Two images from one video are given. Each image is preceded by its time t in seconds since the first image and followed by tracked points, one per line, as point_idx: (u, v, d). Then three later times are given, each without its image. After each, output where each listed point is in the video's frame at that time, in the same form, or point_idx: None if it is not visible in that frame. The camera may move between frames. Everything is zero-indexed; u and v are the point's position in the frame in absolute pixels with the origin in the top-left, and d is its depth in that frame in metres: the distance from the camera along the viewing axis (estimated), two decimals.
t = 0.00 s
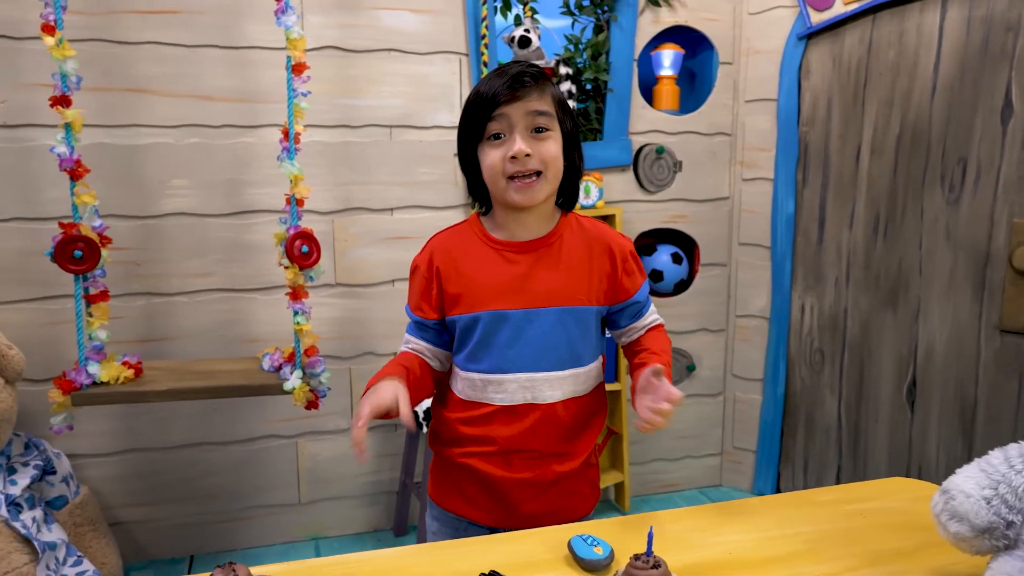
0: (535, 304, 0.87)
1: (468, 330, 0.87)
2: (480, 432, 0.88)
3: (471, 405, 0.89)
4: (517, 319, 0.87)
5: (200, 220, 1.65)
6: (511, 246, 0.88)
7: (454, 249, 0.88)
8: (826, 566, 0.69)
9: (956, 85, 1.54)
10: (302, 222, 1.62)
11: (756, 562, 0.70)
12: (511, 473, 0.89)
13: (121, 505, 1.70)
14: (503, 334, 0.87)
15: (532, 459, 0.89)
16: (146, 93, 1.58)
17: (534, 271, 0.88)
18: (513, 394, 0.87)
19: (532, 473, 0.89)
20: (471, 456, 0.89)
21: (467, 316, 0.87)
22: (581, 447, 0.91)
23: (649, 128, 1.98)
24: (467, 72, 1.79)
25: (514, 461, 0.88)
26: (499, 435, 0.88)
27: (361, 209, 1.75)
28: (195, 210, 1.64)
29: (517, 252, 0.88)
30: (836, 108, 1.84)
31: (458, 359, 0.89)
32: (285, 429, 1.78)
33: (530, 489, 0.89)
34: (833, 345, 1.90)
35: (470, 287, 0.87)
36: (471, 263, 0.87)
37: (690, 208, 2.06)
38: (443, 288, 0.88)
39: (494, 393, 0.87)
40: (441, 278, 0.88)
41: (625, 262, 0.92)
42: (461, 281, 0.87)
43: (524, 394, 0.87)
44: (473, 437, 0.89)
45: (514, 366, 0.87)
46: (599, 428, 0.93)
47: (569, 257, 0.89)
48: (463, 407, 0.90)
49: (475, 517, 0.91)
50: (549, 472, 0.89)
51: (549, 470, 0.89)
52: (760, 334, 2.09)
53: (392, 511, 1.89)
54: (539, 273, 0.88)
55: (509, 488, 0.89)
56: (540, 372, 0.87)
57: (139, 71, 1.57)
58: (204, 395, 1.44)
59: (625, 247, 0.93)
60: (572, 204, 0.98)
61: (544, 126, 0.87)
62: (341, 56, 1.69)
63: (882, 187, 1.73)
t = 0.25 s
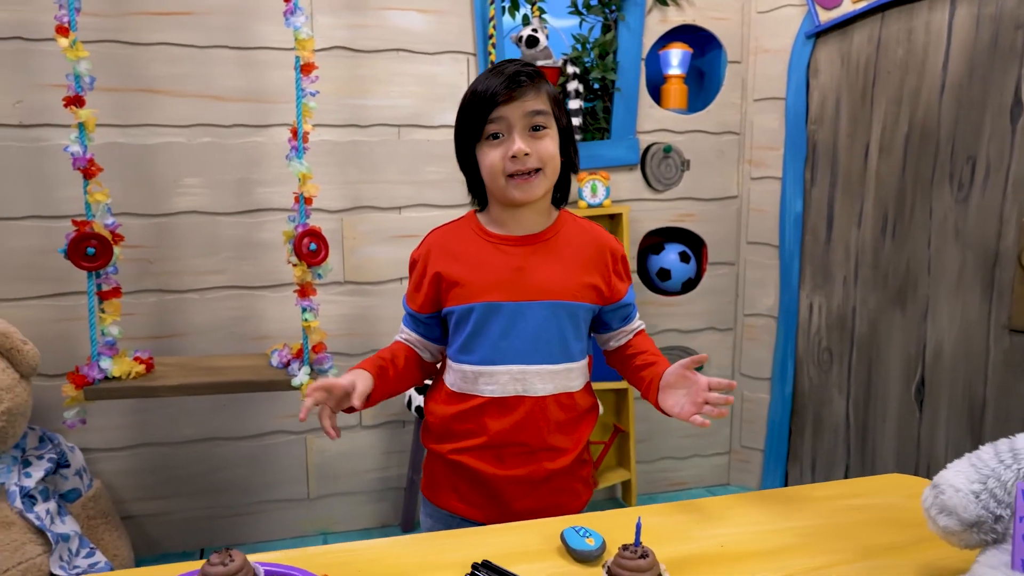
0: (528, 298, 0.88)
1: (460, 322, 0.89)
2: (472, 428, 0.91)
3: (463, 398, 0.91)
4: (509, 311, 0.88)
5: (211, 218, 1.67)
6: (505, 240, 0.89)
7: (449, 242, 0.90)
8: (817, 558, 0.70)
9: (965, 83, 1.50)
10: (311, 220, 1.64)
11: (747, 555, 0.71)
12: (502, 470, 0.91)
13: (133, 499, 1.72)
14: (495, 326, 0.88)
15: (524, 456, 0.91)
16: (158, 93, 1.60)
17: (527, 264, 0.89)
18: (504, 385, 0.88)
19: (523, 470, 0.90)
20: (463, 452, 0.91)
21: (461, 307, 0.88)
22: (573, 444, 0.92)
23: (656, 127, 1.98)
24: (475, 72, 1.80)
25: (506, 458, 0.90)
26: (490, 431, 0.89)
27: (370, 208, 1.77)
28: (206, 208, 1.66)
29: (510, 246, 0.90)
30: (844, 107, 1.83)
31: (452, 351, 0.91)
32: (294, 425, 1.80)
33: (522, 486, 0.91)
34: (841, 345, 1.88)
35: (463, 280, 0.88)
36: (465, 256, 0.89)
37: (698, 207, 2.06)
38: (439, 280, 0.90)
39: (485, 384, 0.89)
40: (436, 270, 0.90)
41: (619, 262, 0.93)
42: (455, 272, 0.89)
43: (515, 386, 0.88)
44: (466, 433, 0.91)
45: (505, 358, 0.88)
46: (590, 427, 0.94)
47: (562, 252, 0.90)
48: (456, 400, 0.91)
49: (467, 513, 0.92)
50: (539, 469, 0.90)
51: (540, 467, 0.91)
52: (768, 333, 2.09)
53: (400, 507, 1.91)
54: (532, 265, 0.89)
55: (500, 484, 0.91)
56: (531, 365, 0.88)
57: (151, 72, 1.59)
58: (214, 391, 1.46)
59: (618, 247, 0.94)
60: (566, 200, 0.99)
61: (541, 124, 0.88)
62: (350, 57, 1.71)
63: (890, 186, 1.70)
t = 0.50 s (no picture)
0: (522, 292, 0.90)
1: (456, 317, 0.91)
2: (470, 422, 0.92)
3: (459, 393, 0.92)
4: (504, 305, 0.90)
5: (219, 217, 1.69)
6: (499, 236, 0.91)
7: (444, 240, 0.92)
8: (807, 551, 0.71)
9: (970, 82, 1.49)
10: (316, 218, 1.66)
11: (738, 547, 0.71)
12: (500, 463, 0.92)
13: (142, 493, 1.75)
14: (491, 318, 0.90)
15: (521, 450, 0.92)
16: (167, 92, 1.62)
17: (522, 258, 0.91)
18: (499, 377, 0.90)
19: (521, 463, 0.92)
20: (461, 446, 0.93)
21: (456, 302, 0.90)
22: (569, 438, 0.93)
23: (661, 126, 1.99)
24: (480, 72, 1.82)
25: (504, 452, 0.92)
26: (488, 425, 0.91)
27: (375, 206, 1.79)
28: (214, 206, 1.69)
29: (505, 240, 0.91)
30: (849, 106, 1.82)
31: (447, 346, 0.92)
32: (300, 421, 1.82)
33: (520, 480, 0.92)
34: (846, 344, 1.87)
35: (458, 274, 0.90)
36: (460, 252, 0.91)
37: (703, 206, 2.07)
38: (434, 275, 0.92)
39: (481, 378, 0.90)
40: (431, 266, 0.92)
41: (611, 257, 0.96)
42: (451, 268, 0.91)
43: (511, 379, 0.90)
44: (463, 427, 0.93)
45: (500, 351, 0.90)
46: (587, 421, 0.95)
47: (557, 246, 0.92)
48: (452, 394, 0.93)
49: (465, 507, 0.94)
50: (537, 462, 0.92)
51: (537, 460, 0.92)
52: (773, 332, 2.09)
53: (404, 502, 1.93)
54: (526, 259, 0.91)
55: (498, 478, 0.92)
56: (526, 358, 0.90)
57: (160, 72, 1.61)
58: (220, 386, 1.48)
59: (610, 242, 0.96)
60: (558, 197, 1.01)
61: (532, 124, 0.89)
62: (356, 56, 1.72)
63: (895, 185, 1.70)
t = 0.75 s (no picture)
0: (524, 291, 0.95)
1: (461, 316, 0.96)
2: (475, 420, 0.97)
3: (465, 390, 0.97)
4: (507, 305, 0.95)
5: (227, 216, 1.72)
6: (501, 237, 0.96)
7: (448, 241, 0.97)
8: (795, 546, 0.72)
9: (973, 82, 1.49)
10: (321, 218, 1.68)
11: (728, 542, 0.73)
12: (503, 459, 0.97)
13: (150, 489, 1.77)
14: (494, 318, 0.95)
15: (524, 446, 0.97)
16: (175, 93, 1.65)
17: (524, 259, 0.95)
18: (503, 375, 0.95)
19: (524, 459, 0.97)
20: (467, 443, 0.98)
21: (461, 302, 0.95)
22: (570, 435, 0.98)
23: (665, 126, 2.00)
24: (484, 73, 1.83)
25: (508, 448, 0.97)
26: (492, 422, 0.96)
27: (380, 206, 1.80)
28: (221, 206, 1.71)
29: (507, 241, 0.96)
30: (852, 106, 1.82)
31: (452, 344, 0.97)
32: (306, 418, 1.84)
33: (522, 476, 0.97)
34: (849, 344, 1.87)
35: (462, 274, 0.95)
36: (463, 253, 0.96)
37: (706, 206, 2.08)
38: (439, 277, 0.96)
39: (484, 375, 0.95)
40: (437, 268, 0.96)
41: (611, 253, 1.00)
42: (455, 268, 0.95)
43: (513, 376, 0.95)
44: (468, 425, 0.98)
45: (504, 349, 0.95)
46: (588, 418, 1.00)
47: (557, 245, 0.97)
48: (457, 392, 0.98)
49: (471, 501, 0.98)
50: (539, 458, 0.97)
51: (539, 456, 0.97)
52: (776, 332, 2.09)
53: (409, 500, 1.94)
54: (528, 260, 0.95)
55: (502, 474, 0.97)
56: (528, 356, 0.95)
57: (169, 73, 1.64)
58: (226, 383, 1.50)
59: (609, 239, 1.01)
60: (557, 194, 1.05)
61: (532, 129, 0.93)
62: (362, 58, 1.74)
63: (898, 186, 1.70)
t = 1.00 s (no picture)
0: (532, 290, 0.99)
1: (471, 315, 1.00)
2: (485, 415, 1.02)
3: (475, 385, 1.03)
4: (516, 303, 0.99)
5: (237, 215, 1.74)
6: (510, 238, 1.00)
7: (458, 240, 1.00)
8: (786, 540, 0.73)
9: (981, 81, 1.47)
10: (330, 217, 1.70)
11: (720, 535, 0.74)
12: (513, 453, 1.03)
13: (162, 483, 1.80)
14: (505, 316, 0.99)
15: (531, 440, 1.03)
16: (186, 94, 1.67)
17: (533, 260, 0.99)
18: (510, 370, 1.00)
19: (532, 453, 1.02)
20: (477, 435, 1.03)
21: (471, 301, 0.99)
22: (576, 430, 1.04)
23: (672, 126, 2.01)
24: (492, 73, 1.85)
25: (516, 441, 1.02)
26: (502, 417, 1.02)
27: (389, 205, 1.82)
28: (232, 205, 1.73)
29: (516, 242, 1.00)
30: (860, 106, 1.81)
31: (462, 341, 1.02)
32: (315, 415, 1.86)
33: (530, 469, 1.03)
34: (857, 344, 1.85)
35: (473, 273, 0.99)
36: (474, 253, 0.99)
37: (714, 205, 2.08)
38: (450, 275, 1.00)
39: (492, 370, 1.01)
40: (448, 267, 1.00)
41: (619, 251, 1.04)
42: (466, 267, 0.99)
43: (520, 371, 1.00)
44: (479, 420, 1.03)
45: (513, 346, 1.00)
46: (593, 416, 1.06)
47: (565, 245, 1.01)
48: (468, 387, 1.03)
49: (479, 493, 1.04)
50: (546, 452, 1.02)
51: (546, 450, 1.03)
52: (784, 331, 2.09)
53: (416, 496, 1.96)
54: (537, 261, 0.99)
55: (511, 466, 1.03)
56: (534, 352, 1.00)
57: (181, 74, 1.66)
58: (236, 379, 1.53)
59: (617, 238, 1.05)
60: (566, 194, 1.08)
61: (544, 145, 0.94)
62: (370, 58, 1.76)
63: (906, 186, 1.68)
